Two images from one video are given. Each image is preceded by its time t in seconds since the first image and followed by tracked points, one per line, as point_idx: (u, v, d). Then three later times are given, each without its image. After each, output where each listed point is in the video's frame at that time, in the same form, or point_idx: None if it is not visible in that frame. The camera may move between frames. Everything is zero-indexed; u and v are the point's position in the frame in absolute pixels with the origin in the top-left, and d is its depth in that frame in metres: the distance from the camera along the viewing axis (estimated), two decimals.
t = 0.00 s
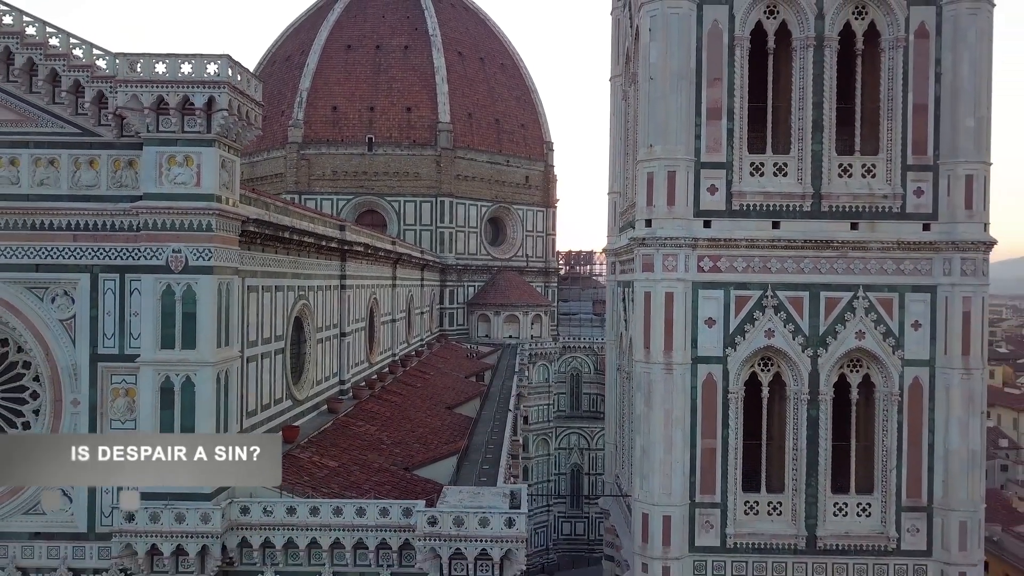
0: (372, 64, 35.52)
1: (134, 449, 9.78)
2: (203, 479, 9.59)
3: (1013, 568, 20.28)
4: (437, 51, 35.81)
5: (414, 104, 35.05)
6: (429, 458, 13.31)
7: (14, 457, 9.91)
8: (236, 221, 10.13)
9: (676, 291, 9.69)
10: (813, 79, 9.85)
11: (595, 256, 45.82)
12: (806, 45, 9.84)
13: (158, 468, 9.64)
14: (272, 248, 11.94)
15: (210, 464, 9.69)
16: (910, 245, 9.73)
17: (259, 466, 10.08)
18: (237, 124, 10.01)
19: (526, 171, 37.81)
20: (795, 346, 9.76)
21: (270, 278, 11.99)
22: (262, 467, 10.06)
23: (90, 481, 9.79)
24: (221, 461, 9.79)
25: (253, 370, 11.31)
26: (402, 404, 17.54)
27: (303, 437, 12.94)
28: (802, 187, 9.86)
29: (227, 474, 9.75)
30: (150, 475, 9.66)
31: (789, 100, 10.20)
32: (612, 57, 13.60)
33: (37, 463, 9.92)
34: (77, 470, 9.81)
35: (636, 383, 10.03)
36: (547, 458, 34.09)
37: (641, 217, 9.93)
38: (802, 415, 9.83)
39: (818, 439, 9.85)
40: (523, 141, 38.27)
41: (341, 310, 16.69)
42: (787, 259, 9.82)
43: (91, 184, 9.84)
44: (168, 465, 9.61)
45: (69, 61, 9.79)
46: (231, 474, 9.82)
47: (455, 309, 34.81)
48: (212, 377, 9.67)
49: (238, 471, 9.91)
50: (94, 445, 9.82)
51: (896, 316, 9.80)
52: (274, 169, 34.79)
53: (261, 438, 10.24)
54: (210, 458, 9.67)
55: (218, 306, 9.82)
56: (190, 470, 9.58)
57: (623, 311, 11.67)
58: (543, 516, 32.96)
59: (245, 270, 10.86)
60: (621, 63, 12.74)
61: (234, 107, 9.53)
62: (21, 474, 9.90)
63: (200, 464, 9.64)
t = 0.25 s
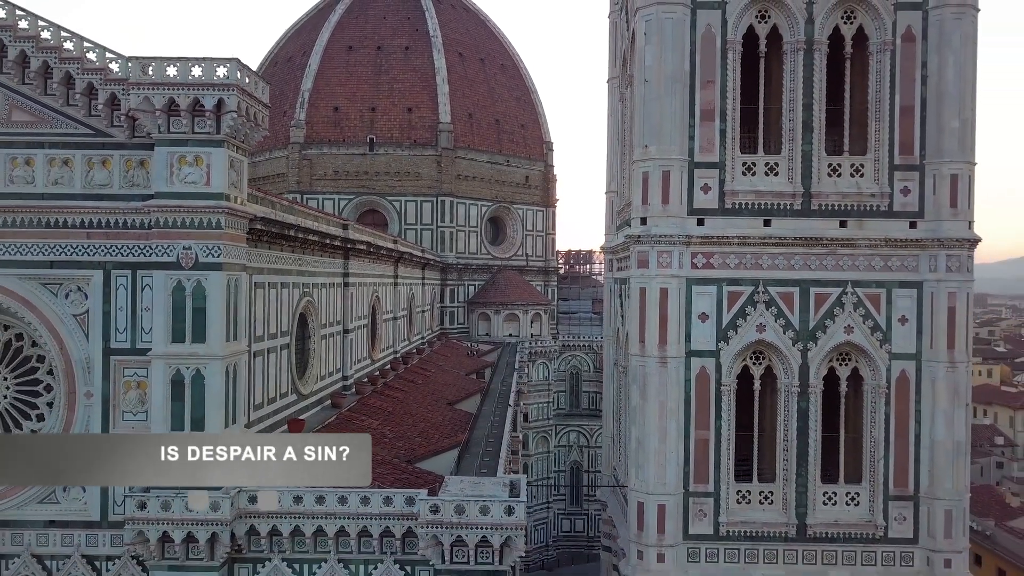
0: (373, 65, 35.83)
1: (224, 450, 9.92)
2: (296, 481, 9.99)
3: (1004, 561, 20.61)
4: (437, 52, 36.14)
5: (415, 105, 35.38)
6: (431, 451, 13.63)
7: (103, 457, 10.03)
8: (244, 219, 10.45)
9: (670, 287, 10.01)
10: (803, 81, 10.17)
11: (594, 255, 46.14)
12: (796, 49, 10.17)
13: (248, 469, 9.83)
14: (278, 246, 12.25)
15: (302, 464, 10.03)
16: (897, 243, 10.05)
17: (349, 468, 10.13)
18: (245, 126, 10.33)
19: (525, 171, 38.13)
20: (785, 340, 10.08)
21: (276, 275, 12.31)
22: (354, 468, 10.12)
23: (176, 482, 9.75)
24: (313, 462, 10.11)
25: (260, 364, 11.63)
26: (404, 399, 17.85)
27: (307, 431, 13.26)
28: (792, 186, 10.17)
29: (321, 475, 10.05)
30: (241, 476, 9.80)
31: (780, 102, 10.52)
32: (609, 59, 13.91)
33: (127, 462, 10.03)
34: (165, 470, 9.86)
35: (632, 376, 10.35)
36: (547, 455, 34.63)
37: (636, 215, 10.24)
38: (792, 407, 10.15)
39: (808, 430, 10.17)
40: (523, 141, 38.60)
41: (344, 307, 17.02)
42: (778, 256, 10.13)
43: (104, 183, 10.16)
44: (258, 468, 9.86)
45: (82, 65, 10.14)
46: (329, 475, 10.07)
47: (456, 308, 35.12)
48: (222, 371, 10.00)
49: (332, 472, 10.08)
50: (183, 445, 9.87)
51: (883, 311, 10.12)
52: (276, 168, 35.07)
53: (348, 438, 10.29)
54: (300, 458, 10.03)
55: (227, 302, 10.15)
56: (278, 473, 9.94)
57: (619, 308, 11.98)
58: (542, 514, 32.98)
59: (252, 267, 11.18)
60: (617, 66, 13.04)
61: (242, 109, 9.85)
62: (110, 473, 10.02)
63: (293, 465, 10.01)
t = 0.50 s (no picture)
0: (374, 66, 36.14)
1: (252, 450, 10.23)
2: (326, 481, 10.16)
3: (996, 555, 20.90)
4: (438, 53, 36.45)
5: (415, 105, 35.69)
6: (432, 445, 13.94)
7: (130, 455, 10.29)
8: (251, 218, 10.76)
9: (665, 283, 10.32)
10: (794, 84, 10.48)
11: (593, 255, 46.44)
12: (787, 52, 10.48)
13: (277, 469, 10.14)
14: (283, 244, 12.57)
15: (331, 464, 10.20)
16: (884, 240, 10.36)
17: (378, 467, 10.21)
18: (252, 127, 10.64)
19: (525, 171, 38.43)
20: (776, 335, 10.39)
21: (282, 272, 12.62)
22: (385, 467, 10.17)
23: (204, 481, 9.97)
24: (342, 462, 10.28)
25: (265, 359, 11.94)
26: (405, 395, 18.17)
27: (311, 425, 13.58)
28: (783, 186, 10.49)
29: (351, 475, 10.20)
30: (270, 475, 10.10)
31: (771, 103, 10.82)
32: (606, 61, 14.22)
33: (154, 461, 10.26)
34: (194, 469, 10.06)
35: (628, 370, 10.66)
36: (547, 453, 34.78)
37: (631, 214, 10.55)
38: (783, 399, 10.45)
39: (799, 422, 10.48)
40: (522, 142, 38.91)
41: (347, 304, 17.33)
42: (769, 253, 10.45)
43: (116, 183, 10.47)
44: (286, 467, 10.17)
45: (95, 68, 10.47)
46: (360, 475, 10.19)
47: (456, 307, 35.43)
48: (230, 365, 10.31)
49: (361, 471, 10.20)
50: (212, 445, 10.17)
51: (871, 306, 10.44)
52: (278, 169, 35.36)
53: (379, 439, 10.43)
54: (329, 458, 10.20)
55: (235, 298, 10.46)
56: (306, 472, 10.14)
57: (615, 304, 12.30)
58: (542, 511, 33.80)
59: (258, 264, 11.50)
60: (614, 69, 13.35)
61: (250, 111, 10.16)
62: (137, 471, 10.24)
63: (321, 465, 10.18)
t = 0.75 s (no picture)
0: (375, 67, 36.46)
1: (252, 450, 10.50)
2: (325, 480, 10.43)
3: (988, 549, 21.21)
4: (438, 54, 36.77)
5: (416, 106, 36.01)
6: (432, 439, 14.26)
7: (128, 455, 10.60)
8: (257, 216, 11.08)
9: (659, 280, 10.63)
10: (784, 86, 10.79)
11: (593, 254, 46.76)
12: (778, 55, 10.79)
13: (276, 469, 10.42)
14: (288, 242, 12.88)
15: (331, 464, 10.53)
16: (872, 238, 10.66)
17: (378, 467, 10.49)
18: (259, 128, 10.96)
19: (525, 171, 38.74)
20: (767, 330, 10.69)
21: (286, 269, 12.94)
22: (385, 467, 10.45)
23: (204, 481, 10.23)
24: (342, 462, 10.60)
25: (271, 354, 12.25)
26: (406, 391, 18.48)
27: (315, 419, 13.88)
28: (774, 185, 10.79)
29: (350, 474, 10.49)
30: (269, 475, 10.38)
31: (763, 105, 11.13)
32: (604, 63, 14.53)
33: (153, 461, 10.57)
34: (194, 468, 10.31)
35: (623, 364, 10.97)
36: (546, 451, 35.07)
37: (627, 212, 10.87)
38: (773, 392, 10.77)
39: (789, 415, 10.78)
40: (522, 142, 39.23)
41: (349, 302, 17.65)
42: (760, 250, 10.75)
43: (126, 182, 10.78)
44: (285, 467, 10.45)
45: (106, 71, 10.76)
46: (359, 475, 10.48)
47: (456, 306, 35.75)
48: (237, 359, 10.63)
49: (360, 471, 10.50)
50: (213, 445, 10.44)
51: (860, 302, 10.73)
52: (280, 169, 35.67)
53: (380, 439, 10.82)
54: (329, 458, 10.53)
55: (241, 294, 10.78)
56: (306, 472, 10.44)
57: (612, 300, 12.61)
58: (542, 508, 34.13)
59: (264, 262, 11.81)
60: (611, 71, 13.65)
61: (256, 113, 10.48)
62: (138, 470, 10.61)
63: (321, 465, 10.50)
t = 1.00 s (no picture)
0: (375, 67, 36.78)
1: (252, 450, 10.74)
2: (325, 479, 10.79)
3: (980, 544, 21.50)
4: (438, 54, 37.10)
5: (416, 106, 36.33)
6: (432, 432, 14.57)
7: (126, 455, 10.87)
8: (262, 214, 11.40)
9: (653, 276, 10.94)
10: (774, 88, 11.11)
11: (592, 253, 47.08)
12: (768, 58, 11.10)
13: (277, 469, 10.72)
14: (291, 240, 13.21)
15: (331, 464, 10.89)
16: (860, 236, 10.97)
17: (378, 468, 10.87)
18: (264, 128, 11.28)
19: (524, 171, 39.04)
20: (758, 324, 11.00)
21: (290, 267, 13.26)
22: (384, 469, 10.83)
23: (204, 480, 10.50)
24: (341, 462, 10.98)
25: (275, 348, 12.57)
26: (407, 387, 18.79)
27: (318, 413, 14.20)
28: (765, 184, 11.10)
29: (349, 475, 10.88)
30: (269, 475, 10.67)
31: (754, 106, 11.43)
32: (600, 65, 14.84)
33: (150, 460, 10.83)
34: (194, 468, 10.56)
35: (618, 358, 11.28)
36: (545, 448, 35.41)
37: (621, 211, 11.17)
38: (764, 384, 11.08)
39: (779, 408, 11.10)
40: (522, 142, 39.55)
41: (350, 299, 17.98)
42: (752, 247, 11.06)
43: (134, 181, 11.09)
44: (286, 467, 10.76)
45: (115, 73, 11.07)
46: (359, 474, 10.87)
47: (456, 304, 36.07)
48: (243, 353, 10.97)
49: (360, 472, 10.87)
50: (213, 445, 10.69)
51: (848, 298, 11.05)
52: (281, 168, 35.97)
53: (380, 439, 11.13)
54: (329, 458, 10.88)
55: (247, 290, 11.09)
56: (306, 472, 10.77)
57: (607, 297, 12.93)
58: (541, 505, 34.40)
59: (268, 259, 12.13)
60: (606, 72, 13.96)
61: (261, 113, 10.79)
62: (136, 471, 10.88)
63: (322, 465, 10.84)
